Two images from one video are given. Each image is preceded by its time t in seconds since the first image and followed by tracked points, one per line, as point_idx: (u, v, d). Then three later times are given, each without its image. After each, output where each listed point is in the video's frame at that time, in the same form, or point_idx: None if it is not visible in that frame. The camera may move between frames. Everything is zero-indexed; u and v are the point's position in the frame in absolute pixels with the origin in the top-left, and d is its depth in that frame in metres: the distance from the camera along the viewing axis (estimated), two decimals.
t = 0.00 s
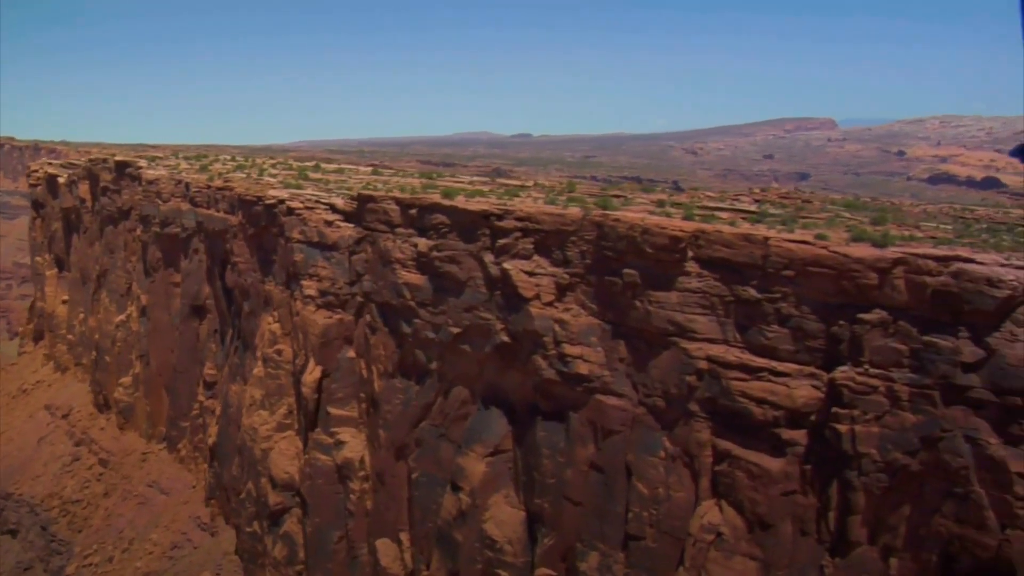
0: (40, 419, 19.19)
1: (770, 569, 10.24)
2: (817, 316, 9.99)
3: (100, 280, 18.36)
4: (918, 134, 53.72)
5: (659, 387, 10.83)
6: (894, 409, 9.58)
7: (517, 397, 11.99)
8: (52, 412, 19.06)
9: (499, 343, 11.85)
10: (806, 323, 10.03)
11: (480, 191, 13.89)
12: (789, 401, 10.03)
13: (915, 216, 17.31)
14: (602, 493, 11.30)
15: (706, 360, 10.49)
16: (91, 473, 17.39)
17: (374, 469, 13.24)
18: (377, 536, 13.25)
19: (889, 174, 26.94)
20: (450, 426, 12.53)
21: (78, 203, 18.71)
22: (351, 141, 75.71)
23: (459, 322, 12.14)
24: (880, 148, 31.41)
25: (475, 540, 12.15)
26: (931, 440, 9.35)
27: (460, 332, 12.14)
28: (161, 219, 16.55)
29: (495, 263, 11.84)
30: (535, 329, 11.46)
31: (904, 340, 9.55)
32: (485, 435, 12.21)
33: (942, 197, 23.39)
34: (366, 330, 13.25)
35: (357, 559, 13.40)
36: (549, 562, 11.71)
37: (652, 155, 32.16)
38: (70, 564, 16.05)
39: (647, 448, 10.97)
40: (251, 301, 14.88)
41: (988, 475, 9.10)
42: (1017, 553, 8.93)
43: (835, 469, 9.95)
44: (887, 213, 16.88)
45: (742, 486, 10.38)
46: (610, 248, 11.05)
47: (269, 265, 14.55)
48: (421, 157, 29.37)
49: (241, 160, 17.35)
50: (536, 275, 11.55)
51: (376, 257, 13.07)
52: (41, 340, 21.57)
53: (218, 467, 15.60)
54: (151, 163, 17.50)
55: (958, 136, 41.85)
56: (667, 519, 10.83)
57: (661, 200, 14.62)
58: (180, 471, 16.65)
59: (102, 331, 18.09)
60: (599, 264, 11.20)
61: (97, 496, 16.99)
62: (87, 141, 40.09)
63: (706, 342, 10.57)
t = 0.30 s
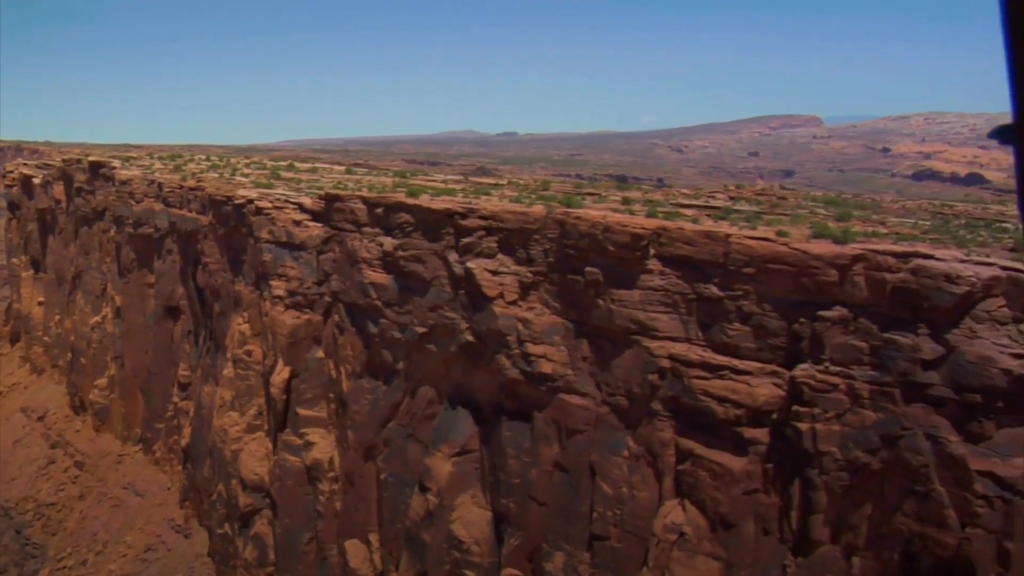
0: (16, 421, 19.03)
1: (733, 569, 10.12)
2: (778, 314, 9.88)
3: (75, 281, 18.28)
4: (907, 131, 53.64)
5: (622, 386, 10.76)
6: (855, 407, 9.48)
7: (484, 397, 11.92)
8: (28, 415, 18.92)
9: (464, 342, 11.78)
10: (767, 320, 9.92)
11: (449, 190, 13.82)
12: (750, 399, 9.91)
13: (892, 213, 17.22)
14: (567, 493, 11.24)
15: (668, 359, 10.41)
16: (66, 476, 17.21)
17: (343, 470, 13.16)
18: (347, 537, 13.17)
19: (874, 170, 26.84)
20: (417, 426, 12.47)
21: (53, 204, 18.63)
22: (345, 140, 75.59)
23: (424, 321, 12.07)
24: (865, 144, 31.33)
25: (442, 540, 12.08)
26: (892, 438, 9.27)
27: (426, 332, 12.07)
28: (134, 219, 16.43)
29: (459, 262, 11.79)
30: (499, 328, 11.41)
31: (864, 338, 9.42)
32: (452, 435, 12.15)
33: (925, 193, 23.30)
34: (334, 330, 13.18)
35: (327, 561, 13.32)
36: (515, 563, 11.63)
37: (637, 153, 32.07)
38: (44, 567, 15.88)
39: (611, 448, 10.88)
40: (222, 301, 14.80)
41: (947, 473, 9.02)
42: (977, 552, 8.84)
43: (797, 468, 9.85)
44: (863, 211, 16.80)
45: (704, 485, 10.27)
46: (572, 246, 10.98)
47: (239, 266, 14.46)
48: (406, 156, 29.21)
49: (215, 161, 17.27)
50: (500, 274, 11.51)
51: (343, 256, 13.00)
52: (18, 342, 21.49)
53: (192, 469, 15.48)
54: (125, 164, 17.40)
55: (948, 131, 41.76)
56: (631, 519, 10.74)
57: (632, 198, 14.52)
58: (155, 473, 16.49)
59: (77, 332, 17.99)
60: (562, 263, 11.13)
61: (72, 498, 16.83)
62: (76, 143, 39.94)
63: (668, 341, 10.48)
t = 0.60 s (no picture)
0: None
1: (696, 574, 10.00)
2: (742, 316, 9.77)
3: (54, 279, 18.21)
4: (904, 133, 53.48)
5: (587, 388, 10.66)
6: (817, 412, 9.34)
7: (452, 398, 11.84)
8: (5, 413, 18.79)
9: (432, 343, 11.70)
10: (731, 323, 9.81)
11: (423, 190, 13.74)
12: (713, 403, 9.80)
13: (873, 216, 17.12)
14: (532, 496, 11.16)
15: (632, 361, 10.31)
16: (43, 474, 17.12)
17: (313, 470, 13.07)
18: (316, 538, 13.09)
19: (864, 172, 26.71)
20: (386, 427, 12.38)
21: (33, 201, 18.62)
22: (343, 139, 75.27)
23: (392, 322, 11.99)
24: (856, 146, 31.19)
25: (410, 542, 11.99)
26: (853, 443, 9.14)
27: (394, 332, 11.99)
28: (112, 217, 16.31)
29: (427, 263, 11.72)
30: (465, 329, 11.33)
31: (827, 341, 9.30)
32: (420, 436, 12.07)
33: (914, 196, 23.19)
34: (305, 330, 13.09)
35: (297, 562, 13.23)
36: (481, 566, 11.52)
37: (628, 154, 31.94)
38: (18, 567, 15.82)
39: (576, 450, 10.80)
40: (196, 300, 14.71)
41: (909, 478, 8.91)
42: (937, 559, 8.72)
43: (759, 473, 9.72)
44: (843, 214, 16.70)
45: (668, 489, 10.15)
46: (538, 246, 10.89)
47: (213, 264, 14.38)
48: (396, 155, 29.07)
49: (195, 158, 17.17)
50: (467, 275, 11.43)
51: (314, 256, 12.92)
52: None
53: (166, 468, 15.36)
54: (104, 161, 17.31)
55: (942, 134, 41.65)
56: (596, 522, 10.64)
57: (608, 199, 14.41)
58: (132, 472, 16.34)
59: (56, 330, 17.91)
60: (528, 264, 11.05)
61: (49, 497, 16.75)
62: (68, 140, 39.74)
63: (633, 343, 10.39)
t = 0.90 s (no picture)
0: None
1: None
2: (714, 320, 9.66)
3: (42, 274, 18.19)
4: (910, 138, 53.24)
5: (560, 391, 10.57)
6: (787, 417, 9.22)
7: (427, 399, 11.77)
8: None
9: (407, 343, 11.62)
10: (703, 327, 9.71)
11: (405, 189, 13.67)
12: (683, 407, 9.70)
13: (863, 222, 17.00)
14: (504, 498, 11.07)
15: (604, 364, 10.21)
16: (28, 470, 17.04)
17: (291, 469, 13.00)
18: (293, 537, 13.02)
19: (864, 177, 26.58)
20: (362, 427, 12.32)
21: (23, 195, 18.64)
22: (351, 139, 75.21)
23: (369, 321, 11.92)
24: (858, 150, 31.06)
25: (384, 543, 11.91)
26: (822, 450, 9.02)
27: (370, 331, 11.93)
28: (99, 212, 16.19)
29: (403, 262, 11.64)
30: (440, 330, 11.26)
31: (797, 346, 9.18)
32: (395, 436, 12.01)
33: (913, 201, 23.04)
34: (285, 328, 13.03)
35: (274, 561, 13.15)
36: (454, 568, 11.43)
37: (629, 156, 31.82)
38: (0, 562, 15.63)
39: (548, 452, 10.71)
40: (180, 297, 14.65)
41: (877, 486, 8.80)
42: (904, 568, 8.62)
43: (728, 479, 9.61)
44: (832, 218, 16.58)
45: (638, 494, 10.04)
46: (512, 247, 10.82)
47: (196, 261, 14.32)
48: (396, 154, 28.94)
49: (183, 155, 17.11)
50: (443, 275, 11.37)
51: (294, 254, 12.85)
52: None
53: (149, 464, 15.26)
54: (93, 156, 17.25)
55: (941, 140, 41.57)
56: (568, 526, 10.54)
57: (593, 200, 14.32)
58: (116, 468, 16.27)
59: (43, 325, 17.88)
60: (503, 264, 10.97)
61: (33, 493, 16.64)
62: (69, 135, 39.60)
63: (606, 345, 10.30)
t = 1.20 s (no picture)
0: None
1: None
2: (693, 320, 9.55)
3: (40, 270, 18.24)
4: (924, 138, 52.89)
5: (540, 390, 10.49)
6: (764, 419, 9.11)
7: (411, 397, 11.71)
8: None
9: (391, 341, 11.56)
10: (682, 327, 9.60)
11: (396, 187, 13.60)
12: (662, 408, 9.58)
13: (863, 224, 16.82)
14: (486, 498, 10.99)
15: (584, 363, 10.11)
16: (24, 465, 17.07)
17: (278, 467, 12.96)
18: (279, 534, 12.98)
19: (873, 177, 26.37)
20: (347, 425, 12.27)
21: (22, 191, 18.71)
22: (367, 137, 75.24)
23: (353, 319, 11.88)
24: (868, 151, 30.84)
25: (368, 542, 11.85)
26: (798, 453, 8.90)
27: (355, 329, 11.88)
28: (95, 208, 16.20)
29: (387, 259, 11.58)
30: (423, 328, 11.19)
31: (775, 347, 9.06)
32: (379, 435, 11.95)
33: (920, 202, 22.83)
34: (273, 325, 13.00)
35: (261, 559, 13.12)
36: (436, 567, 11.36)
37: (637, 156, 31.70)
38: None
39: (529, 452, 10.62)
40: (172, 293, 14.62)
41: (853, 491, 8.69)
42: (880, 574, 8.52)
43: (705, 481, 9.50)
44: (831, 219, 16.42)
45: (616, 495, 9.94)
46: (495, 245, 10.74)
47: (187, 258, 14.30)
48: (403, 151, 28.89)
49: (180, 151, 17.11)
50: (427, 273, 11.31)
51: (281, 250, 12.81)
52: None
53: (141, 460, 15.20)
54: (91, 152, 17.29)
55: (953, 141, 41.30)
56: (547, 527, 10.44)
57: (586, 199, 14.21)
58: (110, 464, 16.22)
59: (41, 321, 17.92)
60: (486, 263, 10.90)
61: (28, 488, 16.67)
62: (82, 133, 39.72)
63: (586, 345, 10.20)
